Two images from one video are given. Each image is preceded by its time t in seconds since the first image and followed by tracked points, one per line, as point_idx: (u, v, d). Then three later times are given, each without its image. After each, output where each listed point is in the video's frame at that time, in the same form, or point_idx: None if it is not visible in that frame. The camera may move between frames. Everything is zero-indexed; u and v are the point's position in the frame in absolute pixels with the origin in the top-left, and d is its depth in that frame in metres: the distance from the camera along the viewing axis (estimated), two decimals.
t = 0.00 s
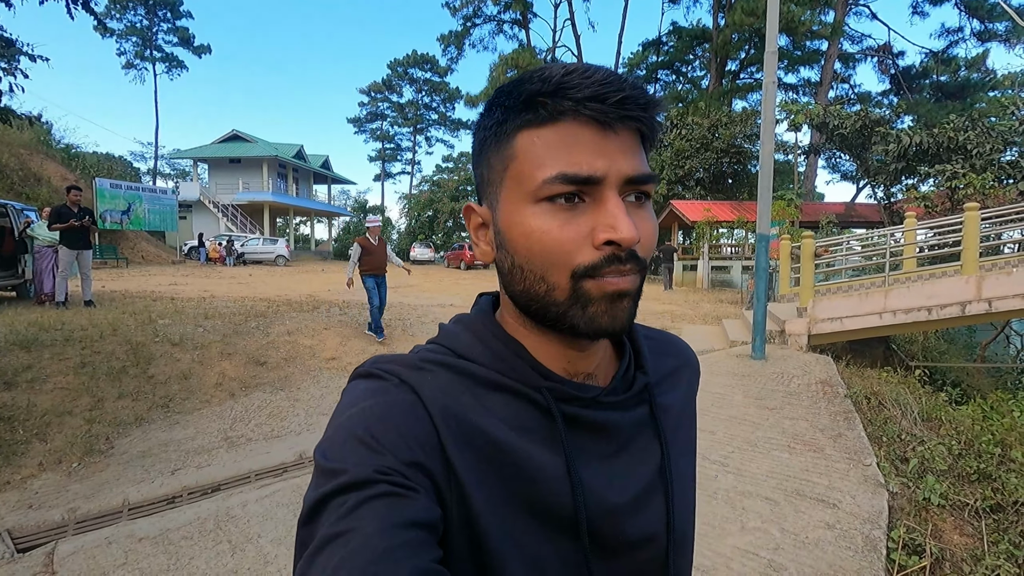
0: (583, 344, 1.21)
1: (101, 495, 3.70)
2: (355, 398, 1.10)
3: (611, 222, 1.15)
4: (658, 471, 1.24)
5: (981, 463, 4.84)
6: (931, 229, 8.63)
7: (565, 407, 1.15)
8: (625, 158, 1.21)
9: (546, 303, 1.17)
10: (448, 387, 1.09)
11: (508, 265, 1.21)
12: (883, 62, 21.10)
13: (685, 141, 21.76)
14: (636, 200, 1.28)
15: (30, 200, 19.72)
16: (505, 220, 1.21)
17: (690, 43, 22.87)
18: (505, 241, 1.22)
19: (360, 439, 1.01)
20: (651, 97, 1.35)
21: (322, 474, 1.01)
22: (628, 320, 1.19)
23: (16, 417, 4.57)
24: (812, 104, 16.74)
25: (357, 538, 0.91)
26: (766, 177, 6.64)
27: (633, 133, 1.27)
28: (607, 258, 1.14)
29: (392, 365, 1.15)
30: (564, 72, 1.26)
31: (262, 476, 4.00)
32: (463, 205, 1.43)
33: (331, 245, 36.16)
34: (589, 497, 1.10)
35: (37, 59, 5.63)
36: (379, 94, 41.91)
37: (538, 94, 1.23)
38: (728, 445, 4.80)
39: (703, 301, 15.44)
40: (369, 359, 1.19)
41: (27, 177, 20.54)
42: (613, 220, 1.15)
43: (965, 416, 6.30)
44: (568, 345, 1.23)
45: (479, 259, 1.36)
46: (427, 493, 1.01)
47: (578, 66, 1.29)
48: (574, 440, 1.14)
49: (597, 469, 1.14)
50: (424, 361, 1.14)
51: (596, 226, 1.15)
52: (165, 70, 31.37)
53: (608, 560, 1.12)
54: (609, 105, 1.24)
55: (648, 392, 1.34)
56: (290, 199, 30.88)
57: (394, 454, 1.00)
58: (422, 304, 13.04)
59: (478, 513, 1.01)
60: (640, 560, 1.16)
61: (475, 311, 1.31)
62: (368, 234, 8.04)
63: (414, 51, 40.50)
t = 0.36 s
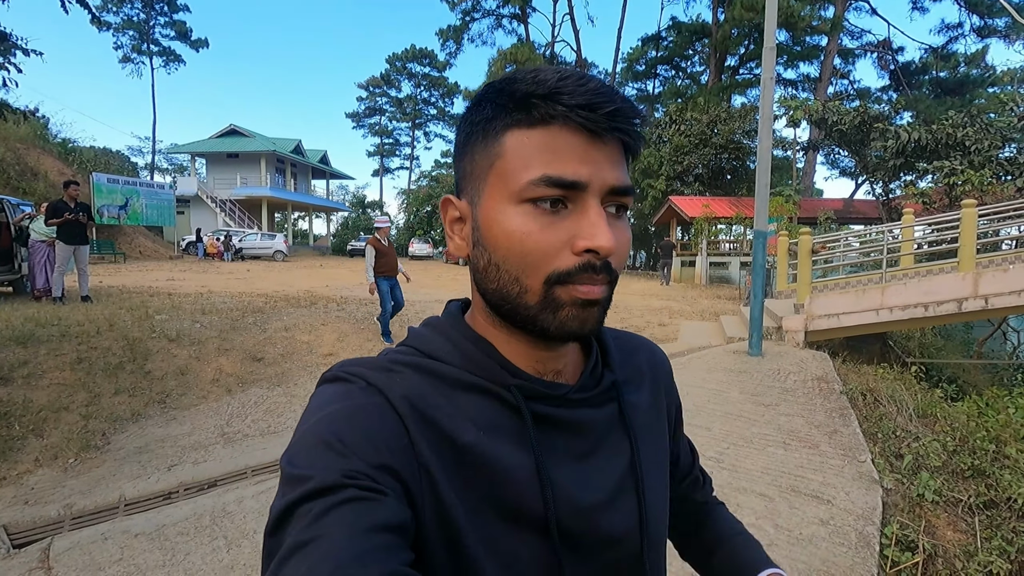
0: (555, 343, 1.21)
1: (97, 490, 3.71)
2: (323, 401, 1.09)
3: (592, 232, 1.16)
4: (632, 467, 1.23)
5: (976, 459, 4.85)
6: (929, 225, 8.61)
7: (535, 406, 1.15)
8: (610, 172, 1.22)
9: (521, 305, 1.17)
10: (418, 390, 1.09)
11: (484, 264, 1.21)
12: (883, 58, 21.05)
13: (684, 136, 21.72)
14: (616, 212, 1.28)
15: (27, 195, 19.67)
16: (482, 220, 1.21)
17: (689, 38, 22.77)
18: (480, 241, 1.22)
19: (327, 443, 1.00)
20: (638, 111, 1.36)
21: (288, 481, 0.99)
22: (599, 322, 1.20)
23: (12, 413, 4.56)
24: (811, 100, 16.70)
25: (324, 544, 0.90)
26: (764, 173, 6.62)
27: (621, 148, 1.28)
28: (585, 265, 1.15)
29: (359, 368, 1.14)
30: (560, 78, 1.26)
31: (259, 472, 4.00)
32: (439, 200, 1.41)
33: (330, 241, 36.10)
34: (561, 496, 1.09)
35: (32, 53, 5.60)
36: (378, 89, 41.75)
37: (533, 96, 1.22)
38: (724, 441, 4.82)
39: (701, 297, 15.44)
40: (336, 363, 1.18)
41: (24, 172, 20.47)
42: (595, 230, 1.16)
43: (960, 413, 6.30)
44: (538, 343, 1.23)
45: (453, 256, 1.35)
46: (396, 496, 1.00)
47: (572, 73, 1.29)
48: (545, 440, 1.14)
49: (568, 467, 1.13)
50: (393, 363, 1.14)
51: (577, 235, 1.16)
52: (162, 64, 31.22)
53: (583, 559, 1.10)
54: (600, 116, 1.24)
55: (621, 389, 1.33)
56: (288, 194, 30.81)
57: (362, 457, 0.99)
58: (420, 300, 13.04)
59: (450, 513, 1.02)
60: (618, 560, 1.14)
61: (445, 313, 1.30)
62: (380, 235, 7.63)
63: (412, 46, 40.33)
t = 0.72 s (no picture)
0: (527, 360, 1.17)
1: (91, 488, 3.69)
2: (284, 432, 1.08)
3: (556, 242, 1.13)
4: (618, 483, 1.18)
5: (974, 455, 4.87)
6: (927, 219, 8.62)
7: (504, 427, 1.12)
8: (574, 172, 1.18)
9: (486, 320, 1.15)
10: (379, 415, 1.07)
11: (450, 277, 1.18)
12: (881, 50, 20.98)
13: (682, 128, 21.65)
14: (588, 218, 1.24)
15: (20, 187, 19.50)
16: (447, 231, 1.18)
17: (687, 29, 22.64)
18: (446, 253, 1.19)
19: (282, 478, 0.98)
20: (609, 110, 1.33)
21: (241, 517, 0.97)
22: (572, 337, 1.17)
23: (5, 409, 4.53)
24: (809, 92, 16.64)
25: None
26: (762, 167, 6.56)
27: (588, 146, 1.25)
28: (551, 277, 1.12)
29: (319, 396, 1.12)
30: (518, 78, 1.24)
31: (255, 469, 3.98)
32: (402, 209, 1.39)
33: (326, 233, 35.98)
34: (533, 524, 1.05)
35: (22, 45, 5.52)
36: (374, 80, 41.46)
37: (493, 97, 1.20)
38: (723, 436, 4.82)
39: (699, 290, 15.44)
40: (299, 392, 1.16)
41: (17, 164, 20.29)
42: (559, 240, 1.13)
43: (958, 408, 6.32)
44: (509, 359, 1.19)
45: (420, 267, 1.33)
46: (353, 529, 0.98)
47: (533, 71, 1.27)
48: (516, 463, 1.11)
49: (542, 491, 1.09)
50: (356, 389, 1.13)
51: (541, 245, 1.14)
52: (156, 55, 30.91)
53: None
54: (565, 115, 1.21)
55: (603, 401, 1.28)
56: (284, 186, 30.64)
57: (316, 491, 0.97)
58: (416, 293, 13.00)
59: (413, 542, 0.99)
60: None
61: (416, 333, 1.28)
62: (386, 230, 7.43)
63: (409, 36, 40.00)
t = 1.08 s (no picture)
0: (570, 362, 1.17)
1: (85, 485, 3.65)
2: (337, 440, 1.12)
3: (589, 234, 1.13)
4: (666, 487, 1.17)
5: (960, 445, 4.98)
6: (912, 213, 8.76)
7: (551, 434, 1.13)
8: (599, 163, 1.18)
9: (524, 323, 1.15)
10: (426, 424, 1.10)
11: (484, 284, 1.20)
12: (867, 45, 21.19)
13: (670, 122, 21.72)
14: (618, 209, 1.24)
15: None
16: (480, 236, 1.19)
17: (675, 23, 22.67)
18: (480, 260, 1.20)
19: (336, 487, 1.02)
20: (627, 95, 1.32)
21: (300, 525, 1.01)
22: (615, 336, 1.15)
23: None
24: (796, 87, 16.77)
25: None
26: (753, 162, 6.61)
27: (610, 131, 1.24)
28: (586, 272, 1.12)
29: (370, 405, 1.15)
30: (530, 73, 1.25)
31: (250, 464, 3.96)
32: (434, 222, 1.42)
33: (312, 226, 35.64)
34: (585, 534, 1.05)
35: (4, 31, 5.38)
36: (360, 71, 41.00)
37: (506, 96, 1.22)
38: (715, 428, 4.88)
39: (687, 283, 15.55)
40: (351, 400, 1.20)
41: None
42: (591, 231, 1.13)
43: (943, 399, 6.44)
44: (550, 363, 1.19)
45: (457, 277, 1.35)
46: (407, 539, 1.00)
47: (547, 66, 1.28)
48: (561, 468, 1.11)
49: (591, 498, 1.09)
50: (404, 397, 1.15)
51: (573, 240, 1.14)
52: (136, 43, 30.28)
53: None
54: (581, 103, 1.21)
55: (648, 402, 1.27)
56: (269, 178, 30.25)
57: (369, 501, 1.00)
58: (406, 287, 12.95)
59: (463, 549, 1.00)
60: None
61: (461, 338, 1.30)
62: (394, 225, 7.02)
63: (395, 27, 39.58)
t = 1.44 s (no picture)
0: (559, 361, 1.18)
1: (70, 483, 3.60)
2: (333, 435, 1.12)
3: (574, 239, 1.13)
4: (661, 480, 1.18)
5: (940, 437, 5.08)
6: (895, 209, 8.87)
7: (547, 429, 1.13)
8: (583, 168, 1.18)
9: (511, 326, 1.15)
10: (422, 420, 1.10)
11: (470, 286, 1.21)
12: (850, 43, 21.42)
13: (658, 119, 21.84)
14: (605, 210, 1.24)
15: None
16: (465, 238, 1.20)
17: (662, 20, 22.78)
18: (466, 263, 1.21)
19: (331, 483, 1.02)
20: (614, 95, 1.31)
21: (293, 522, 1.01)
22: (601, 338, 1.15)
23: None
24: (781, 84, 16.93)
25: None
26: (740, 158, 6.66)
27: (595, 135, 1.23)
28: (569, 278, 1.12)
29: (365, 401, 1.16)
30: (512, 74, 1.24)
31: (239, 461, 3.93)
32: (425, 221, 1.43)
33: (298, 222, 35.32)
34: (580, 528, 1.06)
35: None
36: (346, 66, 40.63)
37: (488, 99, 1.21)
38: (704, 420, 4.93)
39: (675, 279, 15.63)
40: (345, 398, 1.20)
41: None
42: (575, 237, 1.13)
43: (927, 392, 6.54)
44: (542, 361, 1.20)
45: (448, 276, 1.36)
46: (402, 536, 1.00)
47: (530, 67, 1.27)
48: (558, 462, 1.12)
49: (588, 491, 1.10)
50: (401, 393, 1.16)
51: (559, 244, 1.14)
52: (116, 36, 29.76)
53: None
54: (565, 107, 1.20)
55: (643, 399, 1.27)
56: (254, 174, 29.91)
57: (364, 497, 1.00)
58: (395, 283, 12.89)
59: (461, 545, 1.00)
60: None
61: (456, 334, 1.30)
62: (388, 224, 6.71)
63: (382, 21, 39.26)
